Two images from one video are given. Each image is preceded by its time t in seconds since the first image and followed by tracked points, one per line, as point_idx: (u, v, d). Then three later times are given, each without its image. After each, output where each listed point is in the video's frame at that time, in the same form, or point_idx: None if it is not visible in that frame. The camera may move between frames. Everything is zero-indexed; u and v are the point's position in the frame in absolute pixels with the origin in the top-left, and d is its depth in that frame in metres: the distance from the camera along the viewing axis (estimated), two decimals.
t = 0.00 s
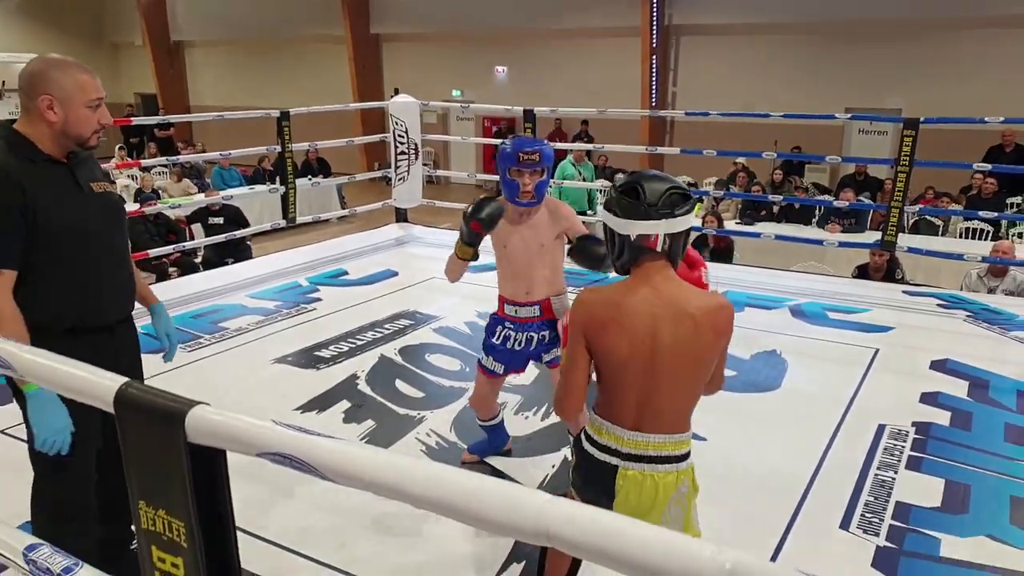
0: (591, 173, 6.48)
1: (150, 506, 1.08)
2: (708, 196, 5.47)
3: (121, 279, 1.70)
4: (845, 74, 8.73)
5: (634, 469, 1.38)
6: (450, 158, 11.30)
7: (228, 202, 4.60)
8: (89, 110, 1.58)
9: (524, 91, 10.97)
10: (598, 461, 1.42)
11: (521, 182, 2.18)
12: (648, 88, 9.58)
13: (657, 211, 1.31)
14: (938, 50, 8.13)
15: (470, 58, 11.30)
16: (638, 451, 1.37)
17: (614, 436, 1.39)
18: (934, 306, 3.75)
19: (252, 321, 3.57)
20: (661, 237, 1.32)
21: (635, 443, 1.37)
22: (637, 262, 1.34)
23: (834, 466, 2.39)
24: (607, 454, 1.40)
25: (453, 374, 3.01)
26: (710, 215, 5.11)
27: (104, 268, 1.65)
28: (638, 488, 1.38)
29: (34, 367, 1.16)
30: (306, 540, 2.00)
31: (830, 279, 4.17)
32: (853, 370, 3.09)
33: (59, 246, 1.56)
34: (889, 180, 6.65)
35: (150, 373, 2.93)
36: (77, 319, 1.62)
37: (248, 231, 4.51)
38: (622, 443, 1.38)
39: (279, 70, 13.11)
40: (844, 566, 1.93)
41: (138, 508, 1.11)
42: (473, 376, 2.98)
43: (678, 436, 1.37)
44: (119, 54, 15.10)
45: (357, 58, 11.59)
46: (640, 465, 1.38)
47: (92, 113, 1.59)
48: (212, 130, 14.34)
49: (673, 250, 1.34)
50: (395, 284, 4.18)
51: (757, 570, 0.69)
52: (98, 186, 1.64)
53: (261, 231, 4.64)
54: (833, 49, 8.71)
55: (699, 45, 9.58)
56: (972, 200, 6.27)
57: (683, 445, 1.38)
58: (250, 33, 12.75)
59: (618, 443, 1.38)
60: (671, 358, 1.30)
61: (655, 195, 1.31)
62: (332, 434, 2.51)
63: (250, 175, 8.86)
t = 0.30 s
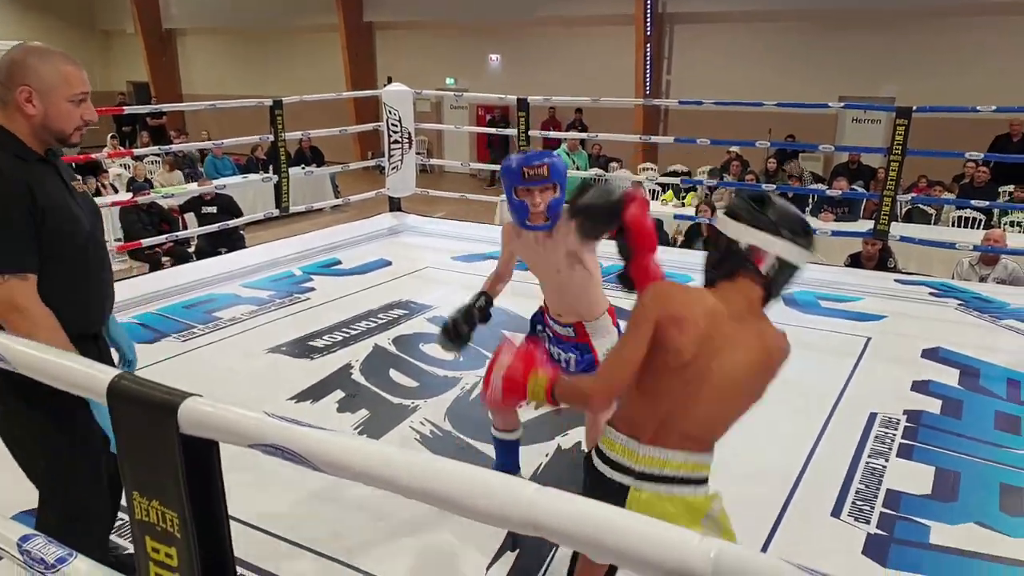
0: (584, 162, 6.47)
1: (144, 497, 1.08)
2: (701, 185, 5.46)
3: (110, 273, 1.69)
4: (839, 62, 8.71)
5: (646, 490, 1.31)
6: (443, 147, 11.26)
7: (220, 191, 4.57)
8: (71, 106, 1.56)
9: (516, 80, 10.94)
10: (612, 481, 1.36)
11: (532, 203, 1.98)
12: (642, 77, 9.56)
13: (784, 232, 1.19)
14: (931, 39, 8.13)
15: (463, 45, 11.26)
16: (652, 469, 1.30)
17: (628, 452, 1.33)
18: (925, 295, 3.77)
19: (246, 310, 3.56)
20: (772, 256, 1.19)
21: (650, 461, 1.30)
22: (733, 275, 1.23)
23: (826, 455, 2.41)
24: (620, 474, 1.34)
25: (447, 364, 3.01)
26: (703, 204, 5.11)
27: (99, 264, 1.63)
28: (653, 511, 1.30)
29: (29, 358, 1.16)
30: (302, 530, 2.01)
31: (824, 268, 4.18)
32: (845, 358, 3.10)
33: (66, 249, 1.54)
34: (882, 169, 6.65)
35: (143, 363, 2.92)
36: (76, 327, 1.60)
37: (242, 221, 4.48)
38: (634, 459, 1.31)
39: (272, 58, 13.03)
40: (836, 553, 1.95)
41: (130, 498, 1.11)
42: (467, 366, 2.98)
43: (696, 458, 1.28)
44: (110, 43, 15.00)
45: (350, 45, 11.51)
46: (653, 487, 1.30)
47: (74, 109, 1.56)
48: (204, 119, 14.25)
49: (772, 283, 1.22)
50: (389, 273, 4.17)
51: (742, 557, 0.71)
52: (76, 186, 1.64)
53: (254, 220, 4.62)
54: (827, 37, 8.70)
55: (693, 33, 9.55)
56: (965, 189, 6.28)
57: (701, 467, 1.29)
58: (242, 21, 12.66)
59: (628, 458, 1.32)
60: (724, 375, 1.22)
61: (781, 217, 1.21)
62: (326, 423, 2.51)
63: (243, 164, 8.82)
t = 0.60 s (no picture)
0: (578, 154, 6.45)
1: (118, 484, 1.08)
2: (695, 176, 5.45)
3: (64, 271, 1.64)
4: (833, 53, 8.70)
5: (573, 444, 1.41)
6: (438, 138, 11.21)
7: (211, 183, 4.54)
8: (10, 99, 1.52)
9: (511, 71, 10.89)
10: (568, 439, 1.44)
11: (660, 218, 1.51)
12: (636, 68, 9.53)
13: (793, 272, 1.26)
14: (925, 30, 8.13)
15: (457, 36, 11.21)
16: (583, 423, 1.40)
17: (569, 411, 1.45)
18: (917, 286, 3.78)
19: (238, 302, 3.54)
20: (747, 276, 1.28)
21: (581, 415, 1.41)
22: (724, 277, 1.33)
23: (816, 444, 2.42)
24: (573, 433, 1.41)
25: (439, 355, 3.01)
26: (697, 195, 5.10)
27: (53, 259, 1.60)
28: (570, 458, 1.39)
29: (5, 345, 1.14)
30: (292, 520, 2.00)
31: (817, 259, 4.18)
32: (837, 348, 3.11)
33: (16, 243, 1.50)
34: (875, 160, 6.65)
35: (134, 355, 2.91)
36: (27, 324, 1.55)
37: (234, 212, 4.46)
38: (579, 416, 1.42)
39: (265, 49, 12.95)
40: (825, 542, 1.95)
41: (105, 485, 1.11)
42: (459, 357, 2.98)
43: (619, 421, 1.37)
44: (102, 34, 14.88)
45: (343, 36, 11.44)
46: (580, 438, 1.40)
47: (14, 100, 1.52)
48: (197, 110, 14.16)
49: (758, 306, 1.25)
50: (382, 265, 4.16)
51: (713, 540, 0.72)
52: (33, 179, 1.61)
53: (246, 212, 4.60)
54: (822, 28, 8.69)
55: (688, 24, 9.52)
56: (958, 179, 6.29)
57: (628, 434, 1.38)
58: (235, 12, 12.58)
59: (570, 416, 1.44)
60: (666, 341, 1.21)
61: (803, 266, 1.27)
62: (318, 415, 2.51)
63: (235, 156, 8.77)
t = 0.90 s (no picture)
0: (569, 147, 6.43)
1: (85, 470, 1.15)
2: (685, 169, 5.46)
3: (17, 264, 1.61)
4: (825, 46, 8.71)
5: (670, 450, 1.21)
6: (431, 131, 11.19)
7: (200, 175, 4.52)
8: None
9: (504, 64, 10.85)
10: (604, 448, 1.28)
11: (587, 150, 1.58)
12: (629, 61, 9.52)
13: (634, 175, 1.13)
14: (916, 23, 8.15)
15: (450, 28, 11.17)
16: (665, 428, 1.21)
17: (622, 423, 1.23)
18: (906, 277, 3.79)
19: (227, 295, 3.54)
20: (627, 213, 1.16)
21: (659, 420, 1.21)
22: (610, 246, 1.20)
23: (801, 435, 2.43)
24: (609, 441, 1.26)
25: (429, 347, 3.01)
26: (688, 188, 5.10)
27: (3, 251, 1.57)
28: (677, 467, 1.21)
29: None
30: (278, 511, 2.01)
31: (807, 251, 4.19)
32: (826, 339, 3.12)
33: None
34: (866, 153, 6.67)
35: (123, 348, 2.91)
36: None
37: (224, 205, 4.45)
38: (603, 419, 1.27)
39: (257, 42, 12.88)
40: (812, 532, 1.96)
41: (74, 470, 1.18)
42: (449, 349, 2.99)
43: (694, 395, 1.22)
44: (93, 26, 14.79)
45: (335, 28, 11.37)
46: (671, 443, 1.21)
47: None
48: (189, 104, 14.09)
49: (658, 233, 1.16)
50: (372, 258, 4.16)
51: (653, 514, 0.80)
52: None
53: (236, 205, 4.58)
54: (813, 21, 8.69)
55: (681, 17, 9.51)
56: (948, 172, 6.30)
57: (663, 423, 1.20)
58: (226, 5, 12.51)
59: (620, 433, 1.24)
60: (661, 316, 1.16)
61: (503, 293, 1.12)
62: (306, 407, 2.51)
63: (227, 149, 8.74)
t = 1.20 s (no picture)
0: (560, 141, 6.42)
1: (65, 458, 1.15)
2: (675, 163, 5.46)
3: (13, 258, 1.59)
4: (815, 40, 8.72)
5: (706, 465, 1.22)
6: (421, 125, 11.17)
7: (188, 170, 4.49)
8: None
9: (495, 57, 10.83)
10: (650, 451, 1.25)
11: (544, 162, 1.73)
12: (620, 54, 9.51)
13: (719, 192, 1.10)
14: (906, 17, 8.17)
15: (441, 21, 11.14)
16: (716, 444, 1.21)
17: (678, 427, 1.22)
18: (894, 270, 3.81)
19: (217, 290, 3.53)
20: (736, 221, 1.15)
21: (714, 437, 1.21)
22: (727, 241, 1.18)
23: (791, 427, 2.44)
24: (657, 443, 1.24)
25: (418, 341, 3.01)
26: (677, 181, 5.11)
27: None
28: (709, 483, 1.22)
29: None
30: (268, 505, 2.01)
31: (796, 245, 4.20)
32: (814, 332, 3.14)
33: None
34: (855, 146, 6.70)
35: (111, 343, 2.90)
36: None
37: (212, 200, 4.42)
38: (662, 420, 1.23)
39: (247, 36, 12.81)
40: (802, 524, 1.97)
41: (53, 460, 1.18)
42: (439, 343, 2.99)
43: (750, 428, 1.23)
44: (81, 20, 14.67)
45: (325, 21, 11.30)
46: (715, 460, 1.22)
47: None
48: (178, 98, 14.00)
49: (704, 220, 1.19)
50: (362, 253, 4.15)
51: (616, 490, 0.83)
52: None
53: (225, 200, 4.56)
54: (803, 15, 8.70)
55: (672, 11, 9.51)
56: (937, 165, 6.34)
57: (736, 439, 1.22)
58: None
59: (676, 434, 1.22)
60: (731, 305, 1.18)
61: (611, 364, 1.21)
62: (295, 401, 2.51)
63: (216, 144, 8.69)
